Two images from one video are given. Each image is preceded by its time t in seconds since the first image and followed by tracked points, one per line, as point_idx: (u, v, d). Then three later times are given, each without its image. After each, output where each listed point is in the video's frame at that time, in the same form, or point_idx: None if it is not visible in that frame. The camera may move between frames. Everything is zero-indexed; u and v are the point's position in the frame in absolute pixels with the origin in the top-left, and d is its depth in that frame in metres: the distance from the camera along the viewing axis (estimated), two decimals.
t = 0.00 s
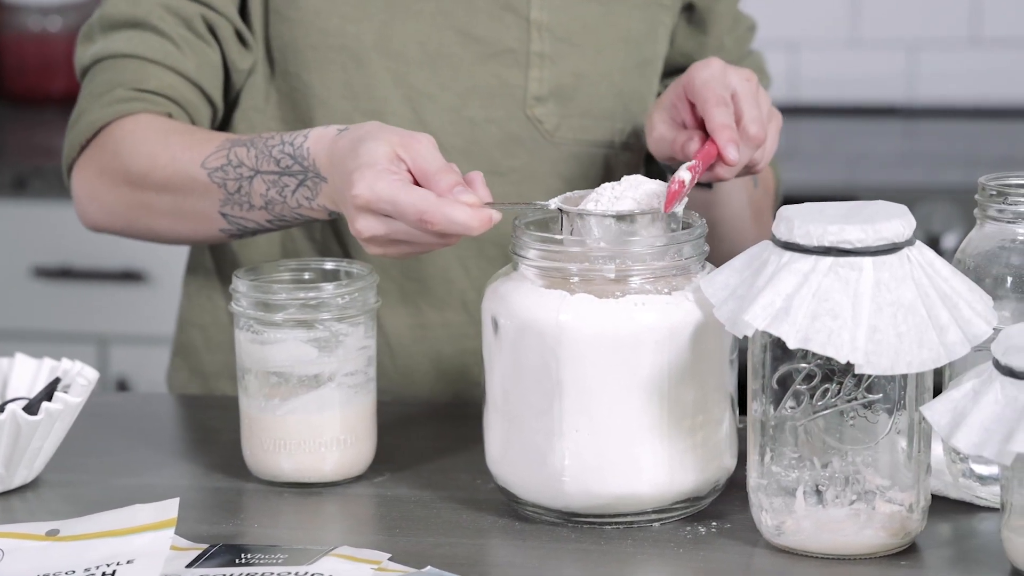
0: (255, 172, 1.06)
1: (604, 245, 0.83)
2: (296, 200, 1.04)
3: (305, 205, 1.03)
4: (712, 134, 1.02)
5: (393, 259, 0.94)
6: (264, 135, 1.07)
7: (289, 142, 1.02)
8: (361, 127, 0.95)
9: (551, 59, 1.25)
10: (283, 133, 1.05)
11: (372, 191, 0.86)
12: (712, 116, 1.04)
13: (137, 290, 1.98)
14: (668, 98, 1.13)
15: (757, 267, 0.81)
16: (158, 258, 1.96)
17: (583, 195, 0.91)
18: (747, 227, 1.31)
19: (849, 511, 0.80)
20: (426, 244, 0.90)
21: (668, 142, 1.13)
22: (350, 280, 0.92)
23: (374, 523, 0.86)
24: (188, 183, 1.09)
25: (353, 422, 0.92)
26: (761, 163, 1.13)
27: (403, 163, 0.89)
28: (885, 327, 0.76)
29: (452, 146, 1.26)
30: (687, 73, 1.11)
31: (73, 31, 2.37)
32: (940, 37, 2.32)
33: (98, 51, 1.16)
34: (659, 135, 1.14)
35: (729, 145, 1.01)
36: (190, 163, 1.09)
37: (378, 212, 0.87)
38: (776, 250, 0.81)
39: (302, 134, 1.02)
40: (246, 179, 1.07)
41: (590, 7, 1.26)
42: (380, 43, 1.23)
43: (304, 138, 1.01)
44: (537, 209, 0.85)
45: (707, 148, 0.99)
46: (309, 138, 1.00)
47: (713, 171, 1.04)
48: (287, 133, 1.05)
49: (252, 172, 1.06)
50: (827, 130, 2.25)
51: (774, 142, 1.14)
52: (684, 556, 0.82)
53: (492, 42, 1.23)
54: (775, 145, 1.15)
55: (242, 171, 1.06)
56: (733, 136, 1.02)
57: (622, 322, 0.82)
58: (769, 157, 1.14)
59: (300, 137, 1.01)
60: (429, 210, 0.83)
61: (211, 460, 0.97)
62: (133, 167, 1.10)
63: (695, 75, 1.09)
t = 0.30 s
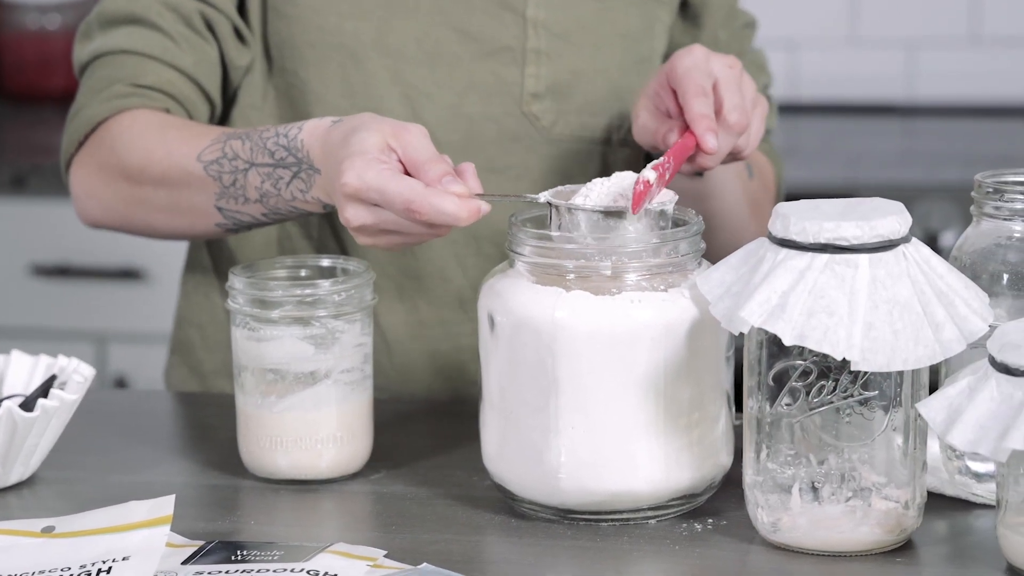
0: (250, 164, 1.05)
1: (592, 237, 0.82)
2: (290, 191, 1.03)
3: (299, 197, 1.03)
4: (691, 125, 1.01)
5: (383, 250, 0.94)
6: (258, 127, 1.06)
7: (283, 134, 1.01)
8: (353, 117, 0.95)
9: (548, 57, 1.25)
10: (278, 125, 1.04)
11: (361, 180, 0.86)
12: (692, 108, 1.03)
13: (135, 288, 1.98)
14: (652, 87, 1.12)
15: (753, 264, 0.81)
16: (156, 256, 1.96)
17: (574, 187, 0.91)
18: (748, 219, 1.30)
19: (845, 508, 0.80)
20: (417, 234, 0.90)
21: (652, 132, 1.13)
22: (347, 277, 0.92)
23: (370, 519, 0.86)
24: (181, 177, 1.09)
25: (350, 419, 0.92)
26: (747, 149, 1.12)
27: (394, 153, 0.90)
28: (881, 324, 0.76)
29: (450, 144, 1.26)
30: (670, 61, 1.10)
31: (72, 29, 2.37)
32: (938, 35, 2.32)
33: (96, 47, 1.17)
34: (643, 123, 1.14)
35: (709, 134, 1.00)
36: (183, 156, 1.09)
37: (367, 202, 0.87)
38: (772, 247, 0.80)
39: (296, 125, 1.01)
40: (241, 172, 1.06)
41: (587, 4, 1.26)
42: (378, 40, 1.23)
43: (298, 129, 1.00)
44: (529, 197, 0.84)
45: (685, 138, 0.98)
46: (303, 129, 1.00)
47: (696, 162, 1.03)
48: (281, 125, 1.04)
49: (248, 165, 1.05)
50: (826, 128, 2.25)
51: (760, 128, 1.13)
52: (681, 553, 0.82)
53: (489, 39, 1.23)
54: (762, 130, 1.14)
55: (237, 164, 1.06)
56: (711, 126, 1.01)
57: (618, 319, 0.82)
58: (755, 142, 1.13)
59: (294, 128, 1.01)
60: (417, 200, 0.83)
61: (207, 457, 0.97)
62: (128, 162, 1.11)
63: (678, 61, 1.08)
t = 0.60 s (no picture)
0: (251, 154, 1.05)
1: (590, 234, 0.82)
2: (291, 182, 1.03)
3: (300, 187, 1.02)
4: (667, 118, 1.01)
5: (381, 239, 0.94)
6: (260, 117, 1.06)
7: (284, 123, 1.02)
8: (356, 106, 0.96)
9: (544, 54, 1.25)
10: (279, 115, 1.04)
11: (360, 167, 0.86)
12: (667, 101, 1.02)
13: (132, 285, 1.98)
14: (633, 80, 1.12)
15: (747, 260, 0.81)
16: (153, 252, 1.96)
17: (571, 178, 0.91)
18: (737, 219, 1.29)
19: (839, 503, 0.80)
20: (416, 222, 0.91)
21: (632, 125, 1.12)
22: (342, 273, 0.92)
23: (365, 515, 0.86)
24: (181, 169, 1.10)
25: (345, 415, 0.92)
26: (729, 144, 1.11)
27: (394, 141, 0.90)
28: (875, 320, 0.76)
29: (446, 141, 1.26)
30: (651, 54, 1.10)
31: (69, 26, 2.37)
32: (935, 32, 2.32)
33: (95, 41, 1.17)
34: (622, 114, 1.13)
35: (683, 125, 1.00)
36: (183, 148, 1.09)
37: (366, 188, 0.88)
38: (766, 243, 0.81)
39: (297, 115, 1.01)
40: (242, 162, 1.06)
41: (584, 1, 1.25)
42: (374, 37, 1.23)
43: (299, 118, 1.01)
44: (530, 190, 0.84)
45: (661, 131, 0.98)
46: (304, 118, 1.00)
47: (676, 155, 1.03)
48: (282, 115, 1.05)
49: (248, 155, 1.05)
50: (823, 125, 2.25)
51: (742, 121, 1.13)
52: (675, 549, 0.82)
53: (485, 36, 1.23)
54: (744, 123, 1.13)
55: (239, 155, 1.06)
56: (689, 118, 1.01)
57: (612, 315, 0.82)
58: (736, 136, 1.12)
59: (295, 118, 1.01)
60: (416, 187, 0.84)
61: (203, 454, 0.97)
62: (127, 155, 1.11)
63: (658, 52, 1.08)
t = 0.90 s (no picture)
0: (255, 148, 1.05)
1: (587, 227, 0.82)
2: (296, 175, 1.03)
3: (304, 181, 1.02)
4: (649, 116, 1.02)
5: (383, 233, 0.95)
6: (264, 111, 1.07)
7: (289, 117, 1.02)
8: (363, 99, 0.96)
9: (542, 50, 1.25)
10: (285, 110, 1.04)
11: (364, 160, 0.87)
12: (650, 100, 1.03)
13: (130, 280, 1.98)
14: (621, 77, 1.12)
15: (742, 254, 0.81)
16: (150, 247, 1.97)
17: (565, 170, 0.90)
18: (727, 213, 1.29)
19: (834, 497, 0.80)
20: (418, 217, 0.91)
21: (617, 121, 1.13)
22: (338, 267, 0.92)
23: (361, 509, 0.86)
24: (182, 163, 1.10)
25: (341, 410, 0.93)
26: (713, 143, 1.11)
27: (400, 136, 0.90)
28: (870, 314, 0.76)
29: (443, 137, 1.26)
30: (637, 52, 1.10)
31: (66, 22, 2.37)
32: (933, 27, 2.32)
33: (94, 35, 1.17)
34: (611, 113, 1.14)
35: (664, 123, 1.00)
36: (185, 142, 1.09)
37: (369, 182, 0.88)
38: (761, 237, 0.81)
39: (304, 109, 1.01)
40: (247, 156, 1.06)
41: None
42: (371, 33, 1.22)
43: (305, 112, 1.01)
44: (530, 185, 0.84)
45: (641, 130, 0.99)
46: (311, 111, 1.00)
47: (657, 153, 1.04)
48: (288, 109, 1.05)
49: (252, 149, 1.06)
50: (820, 120, 2.25)
51: (728, 121, 1.12)
52: (670, 542, 0.82)
53: (482, 32, 1.23)
54: (730, 121, 1.12)
55: (242, 148, 1.06)
56: (671, 117, 1.01)
57: (608, 309, 0.82)
58: (721, 135, 1.11)
59: (301, 111, 1.01)
60: (419, 181, 0.84)
61: (199, 448, 0.97)
62: (129, 148, 1.11)
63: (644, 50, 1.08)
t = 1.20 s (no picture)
0: (254, 138, 1.05)
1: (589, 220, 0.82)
2: (294, 166, 1.03)
3: (303, 171, 1.03)
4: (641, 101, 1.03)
5: (380, 220, 0.96)
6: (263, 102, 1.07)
7: (289, 106, 1.02)
8: (363, 89, 0.97)
9: (541, 46, 1.25)
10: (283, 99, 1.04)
11: (363, 146, 0.88)
12: (642, 85, 1.04)
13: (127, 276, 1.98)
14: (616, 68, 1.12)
15: (740, 248, 0.81)
16: (148, 242, 1.97)
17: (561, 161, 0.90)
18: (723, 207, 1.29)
19: (832, 490, 0.81)
20: (417, 203, 0.92)
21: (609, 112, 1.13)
22: (337, 261, 0.92)
23: (360, 503, 0.87)
24: (182, 154, 1.10)
25: (340, 403, 0.93)
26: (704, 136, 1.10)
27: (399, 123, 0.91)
28: (868, 307, 0.76)
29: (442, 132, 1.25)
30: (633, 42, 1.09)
31: (63, 17, 2.37)
32: (931, 23, 2.32)
33: (93, 28, 1.18)
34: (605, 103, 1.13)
35: (656, 108, 1.01)
36: (185, 133, 1.10)
37: (368, 167, 0.89)
38: (759, 231, 0.81)
39: (303, 99, 1.01)
40: (245, 146, 1.06)
41: None
42: (370, 28, 1.22)
43: (304, 102, 1.01)
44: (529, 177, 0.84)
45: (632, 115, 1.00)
46: (310, 101, 1.00)
47: (647, 140, 1.05)
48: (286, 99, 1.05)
49: (251, 139, 1.06)
50: (817, 116, 2.26)
51: (720, 115, 1.11)
52: (668, 536, 0.82)
53: (481, 27, 1.23)
54: (721, 117, 1.12)
55: (241, 139, 1.06)
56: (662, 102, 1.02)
57: (606, 302, 0.82)
58: (714, 128, 1.11)
59: (300, 101, 1.01)
60: (417, 167, 0.86)
61: (198, 442, 0.98)
62: (129, 140, 1.12)
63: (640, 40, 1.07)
